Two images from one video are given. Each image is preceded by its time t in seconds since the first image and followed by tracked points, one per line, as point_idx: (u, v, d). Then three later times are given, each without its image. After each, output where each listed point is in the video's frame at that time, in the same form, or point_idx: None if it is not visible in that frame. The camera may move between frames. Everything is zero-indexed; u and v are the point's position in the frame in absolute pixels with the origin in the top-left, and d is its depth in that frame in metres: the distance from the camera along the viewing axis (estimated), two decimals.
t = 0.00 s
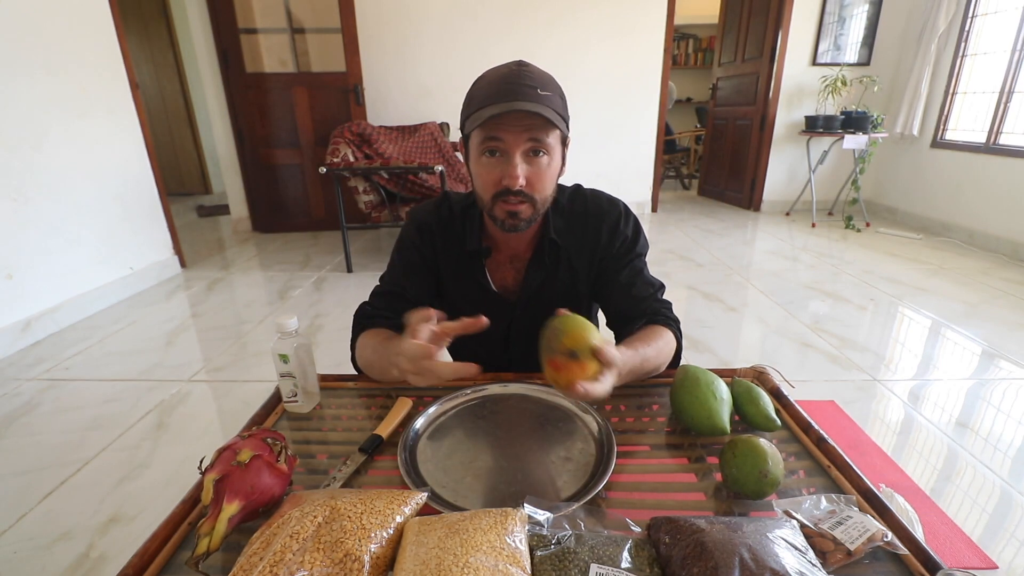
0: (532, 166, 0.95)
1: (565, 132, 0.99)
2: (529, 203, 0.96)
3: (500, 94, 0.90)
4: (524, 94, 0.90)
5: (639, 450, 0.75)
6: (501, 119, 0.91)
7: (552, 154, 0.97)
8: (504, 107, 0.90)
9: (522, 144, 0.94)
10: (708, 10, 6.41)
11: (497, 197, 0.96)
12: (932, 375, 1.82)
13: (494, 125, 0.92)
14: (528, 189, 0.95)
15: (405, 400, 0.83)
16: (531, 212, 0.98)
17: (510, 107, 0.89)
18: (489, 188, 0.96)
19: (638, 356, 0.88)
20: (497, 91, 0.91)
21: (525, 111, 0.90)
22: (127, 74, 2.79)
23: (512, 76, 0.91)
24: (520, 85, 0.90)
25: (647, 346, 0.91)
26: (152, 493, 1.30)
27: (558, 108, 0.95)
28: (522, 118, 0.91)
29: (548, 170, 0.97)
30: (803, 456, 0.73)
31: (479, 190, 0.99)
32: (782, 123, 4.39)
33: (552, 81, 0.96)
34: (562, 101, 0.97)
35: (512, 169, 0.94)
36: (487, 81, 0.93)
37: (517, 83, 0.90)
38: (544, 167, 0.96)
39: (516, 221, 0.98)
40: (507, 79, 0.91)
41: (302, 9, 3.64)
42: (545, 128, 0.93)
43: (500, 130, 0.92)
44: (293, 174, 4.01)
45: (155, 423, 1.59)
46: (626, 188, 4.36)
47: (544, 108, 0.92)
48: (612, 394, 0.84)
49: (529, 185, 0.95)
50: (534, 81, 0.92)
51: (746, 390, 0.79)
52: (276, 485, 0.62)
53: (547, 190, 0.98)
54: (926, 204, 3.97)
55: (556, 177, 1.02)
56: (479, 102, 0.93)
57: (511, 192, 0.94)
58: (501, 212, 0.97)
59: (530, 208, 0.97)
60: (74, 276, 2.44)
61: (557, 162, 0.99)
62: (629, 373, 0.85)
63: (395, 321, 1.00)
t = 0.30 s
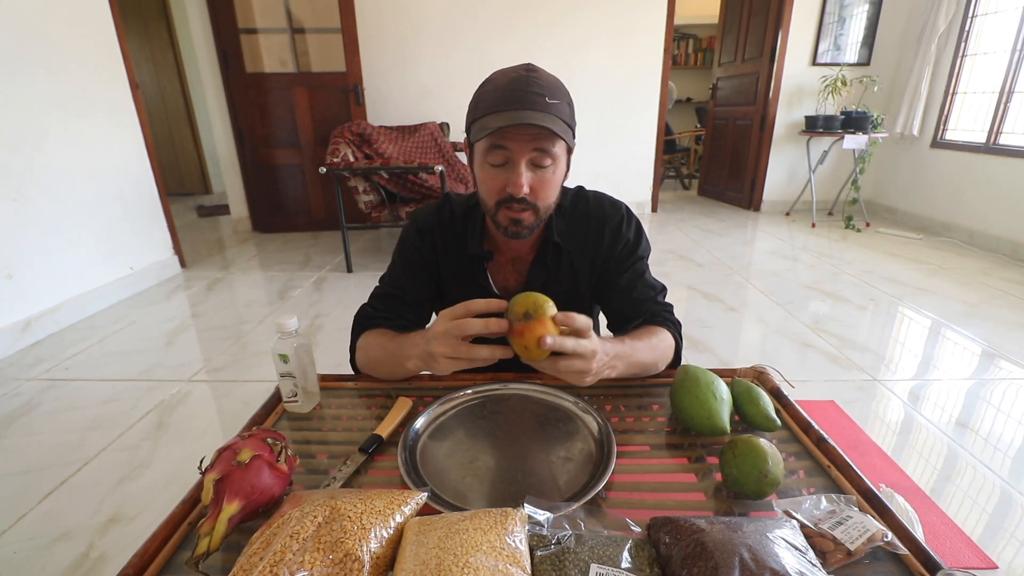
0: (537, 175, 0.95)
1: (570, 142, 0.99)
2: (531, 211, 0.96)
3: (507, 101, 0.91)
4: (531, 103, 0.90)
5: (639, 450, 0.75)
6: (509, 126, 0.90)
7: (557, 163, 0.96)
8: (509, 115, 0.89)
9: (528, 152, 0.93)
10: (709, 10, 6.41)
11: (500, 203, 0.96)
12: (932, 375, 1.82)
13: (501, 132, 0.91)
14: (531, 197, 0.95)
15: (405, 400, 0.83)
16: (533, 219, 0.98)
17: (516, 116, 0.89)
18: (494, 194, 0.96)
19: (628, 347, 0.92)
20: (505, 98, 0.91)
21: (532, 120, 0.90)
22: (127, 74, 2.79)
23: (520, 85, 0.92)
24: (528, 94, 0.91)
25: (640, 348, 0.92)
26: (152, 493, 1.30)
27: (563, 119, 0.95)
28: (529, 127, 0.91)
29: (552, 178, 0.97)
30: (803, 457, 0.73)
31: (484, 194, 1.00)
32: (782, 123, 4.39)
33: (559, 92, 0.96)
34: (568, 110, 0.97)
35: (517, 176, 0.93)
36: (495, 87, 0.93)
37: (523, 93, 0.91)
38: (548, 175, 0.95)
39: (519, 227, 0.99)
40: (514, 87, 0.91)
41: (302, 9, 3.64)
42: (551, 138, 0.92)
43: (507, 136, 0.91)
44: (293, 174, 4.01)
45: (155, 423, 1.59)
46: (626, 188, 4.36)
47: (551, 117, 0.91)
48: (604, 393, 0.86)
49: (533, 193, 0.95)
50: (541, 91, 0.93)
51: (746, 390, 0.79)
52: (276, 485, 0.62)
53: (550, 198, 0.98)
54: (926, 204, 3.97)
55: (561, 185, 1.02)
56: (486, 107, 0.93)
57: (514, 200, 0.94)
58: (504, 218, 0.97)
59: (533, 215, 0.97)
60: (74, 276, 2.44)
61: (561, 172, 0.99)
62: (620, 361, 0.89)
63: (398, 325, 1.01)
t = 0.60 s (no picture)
0: (541, 169, 0.95)
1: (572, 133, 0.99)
2: (535, 206, 0.97)
3: (510, 95, 0.90)
4: (534, 96, 0.90)
5: (639, 450, 0.75)
6: (513, 120, 0.90)
7: (560, 155, 0.96)
8: (513, 110, 0.89)
9: (531, 145, 0.92)
10: (709, 10, 6.41)
11: (505, 197, 0.96)
12: (932, 375, 1.82)
13: (504, 126, 0.91)
14: (535, 190, 0.95)
15: (405, 400, 0.83)
16: (536, 215, 0.98)
17: (520, 111, 0.89)
18: (498, 188, 0.96)
19: (627, 347, 0.92)
20: (508, 92, 0.91)
21: (536, 115, 0.90)
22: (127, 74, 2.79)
23: (521, 79, 0.92)
24: (530, 87, 0.90)
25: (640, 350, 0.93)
26: (152, 493, 1.30)
27: (565, 110, 0.95)
28: (533, 122, 0.91)
29: (556, 171, 0.97)
30: (804, 457, 0.73)
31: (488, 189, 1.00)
32: (782, 123, 4.39)
33: (560, 83, 0.96)
34: (569, 103, 0.97)
35: (521, 170, 0.93)
36: (497, 82, 0.93)
37: (527, 86, 0.91)
38: (552, 168, 0.96)
39: (522, 223, 0.99)
40: (516, 80, 0.91)
41: (302, 9, 3.64)
42: (554, 130, 0.92)
43: (510, 130, 0.91)
44: (293, 174, 4.01)
45: (155, 423, 1.59)
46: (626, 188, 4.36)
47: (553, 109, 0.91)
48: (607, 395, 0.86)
49: (537, 186, 0.95)
50: (542, 83, 0.92)
51: (746, 390, 0.79)
52: (276, 485, 0.62)
53: (553, 192, 0.99)
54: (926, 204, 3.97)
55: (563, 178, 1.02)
56: (488, 102, 0.93)
57: (518, 193, 0.94)
58: (507, 215, 0.98)
59: (536, 212, 0.98)
60: (74, 276, 2.44)
61: (564, 164, 0.99)
62: (621, 360, 0.89)
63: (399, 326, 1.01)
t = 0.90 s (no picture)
0: (529, 153, 0.95)
1: (557, 113, 0.99)
2: (532, 188, 0.97)
3: (487, 89, 0.91)
4: (510, 86, 0.90)
5: (639, 450, 0.75)
6: (493, 112, 0.91)
7: (547, 137, 0.96)
8: (489, 102, 0.90)
9: (516, 133, 0.93)
10: (709, 9, 6.41)
11: (500, 186, 0.97)
12: (932, 375, 1.82)
13: (485, 120, 0.92)
14: (527, 174, 0.95)
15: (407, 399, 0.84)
16: (534, 196, 0.98)
17: (495, 102, 0.89)
18: (492, 179, 0.98)
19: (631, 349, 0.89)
20: (484, 86, 0.91)
21: (511, 103, 0.90)
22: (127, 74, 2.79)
23: (496, 70, 0.91)
24: (505, 77, 0.90)
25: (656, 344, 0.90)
26: (152, 493, 1.30)
27: (546, 93, 0.94)
28: (510, 110, 0.91)
29: (546, 153, 0.97)
30: (804, 457, 0.73)
31: (484, 182, 1.01)
32: (782, 123, 4.39)
33: (539, 66, 0.96)
34: (550, 84, 0.96)
35: (509, 158, 0.94)
36: (475, 79, 0.94)
37: (500, 75, 0.91)
38: (541, 150, 0.96)
39: (522, 207, 1.00)
40: (492, 74, 0.91)
41: (302, 9, 3.64)
42: (536, 114, 0.92)
43: (492, 123, 0.92)
44: (293, 174, 4.01)
45: (155, 423, 1.59)
46: (627, 188, 4.36)
47: (531, 94, 0.91)
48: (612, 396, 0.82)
49: (529, 170, 0.95)
50: (517, 70, 0.92)
51: (746, 390, 0.79)
52: (276, 486, 0.62)
53: (548, 171, 0.99)
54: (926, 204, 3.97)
55: (556, 158, 1.02)
56: (468, 101, 0.94)
57: (511, 181, 0.95)
58: (507, 200, 0.98)
59: (534, 192, 0.97)
60: (74, 276, 2.45)
61: (554, 146, 0.99)
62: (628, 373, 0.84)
63: (413, 317, 1.00)
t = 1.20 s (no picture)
0: (529, 153, 0.95)
1: (558, 113, 0.99)
2: (532, 188, 0.97)
3: (487, 89, 0.91)
4: (510, 86, 0.90)
5: (639, 450, 0.75)
6: (493, 113, 0.91)
7: (548, 138, 0.96)
8: (489, 102, 0.90)
9: (516, 134, 0.93)
10: (709, 9, 6.40)
11: (500, 186, 0.97)
12: (932, 375, 1.82)
13: (485, 120, 0.92)
14: (527, 174, 0.95)
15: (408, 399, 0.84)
16: (534, 196, 0.98)
17: (495, 102, 0.89)
18: (492, 179, 0.98)
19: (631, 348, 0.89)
20: (484, 86, 0.91)
21: (512, 103, 0.90)
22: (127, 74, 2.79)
23: (496, 70, 0.91)
24: (505, 77, 0.90)
25: (656, 344, 0.90)
26: (152, 493, 1.30)
27: (547, 93, 0.94)
28: (510, 110, 0.90)
29: (546, 154, 0.97)
30: (804, 457, 0.73)
31: (485, 182, 1.01)
32: (782, 123, 4.39)
33: (539, 65, 0.95)
34: (550, 84, 0.96)
35: (509, 158, 0.94)
36: (476, 79, 0.94)
37: (500, 76, 0.91)
38: (541, 150, 0.96)
39: (522, 209, 1.00)
40: (492, 74, 0.91)
41: (302, 9, 3.64)
42: (536, 115, 0.92)
43: (492, 123, 0.92)
44: (293, 174, 4.01)
45: (155, 423, 1.59)
46: (627, 188, 4.36)
47: (531, 94, 0.91)
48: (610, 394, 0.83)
49: (529, 171, 0.95)
50: (517, 70, 0.92)
51: (746, 390, 0.79)
52: (276, 486, 0.62)
53: (549, 172, 0.99)
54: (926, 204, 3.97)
55: (556, 158, 1.02)
56: (469, 100, 0.94)
57: (511, 181, 0.95)
58: (507, 200, 0.98)
59: (534, 192, 0.97)
60: (74, 276, 2.45)
61: (555, 146, 0.99)
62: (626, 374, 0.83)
63: (414, 317, 1.00)
